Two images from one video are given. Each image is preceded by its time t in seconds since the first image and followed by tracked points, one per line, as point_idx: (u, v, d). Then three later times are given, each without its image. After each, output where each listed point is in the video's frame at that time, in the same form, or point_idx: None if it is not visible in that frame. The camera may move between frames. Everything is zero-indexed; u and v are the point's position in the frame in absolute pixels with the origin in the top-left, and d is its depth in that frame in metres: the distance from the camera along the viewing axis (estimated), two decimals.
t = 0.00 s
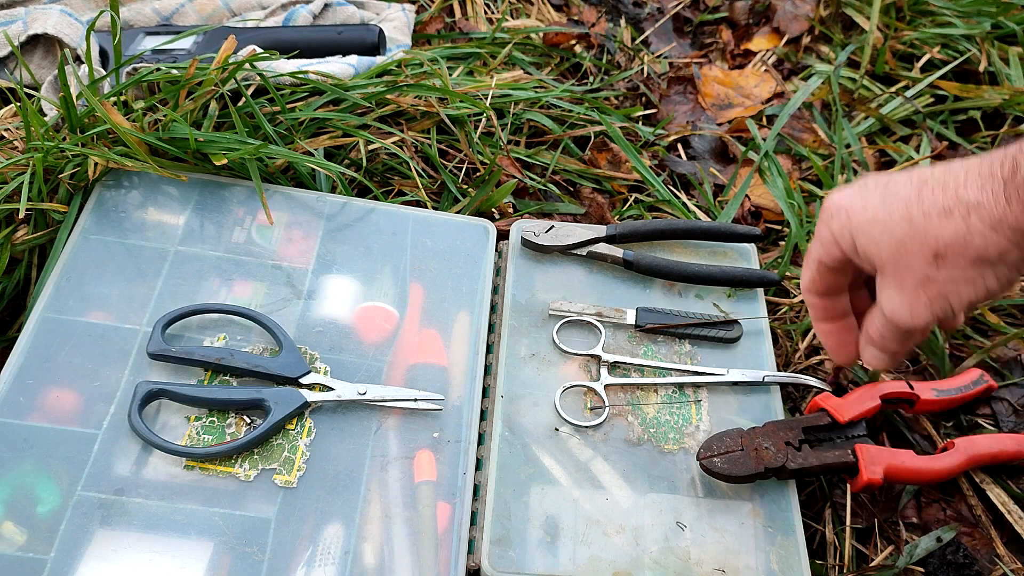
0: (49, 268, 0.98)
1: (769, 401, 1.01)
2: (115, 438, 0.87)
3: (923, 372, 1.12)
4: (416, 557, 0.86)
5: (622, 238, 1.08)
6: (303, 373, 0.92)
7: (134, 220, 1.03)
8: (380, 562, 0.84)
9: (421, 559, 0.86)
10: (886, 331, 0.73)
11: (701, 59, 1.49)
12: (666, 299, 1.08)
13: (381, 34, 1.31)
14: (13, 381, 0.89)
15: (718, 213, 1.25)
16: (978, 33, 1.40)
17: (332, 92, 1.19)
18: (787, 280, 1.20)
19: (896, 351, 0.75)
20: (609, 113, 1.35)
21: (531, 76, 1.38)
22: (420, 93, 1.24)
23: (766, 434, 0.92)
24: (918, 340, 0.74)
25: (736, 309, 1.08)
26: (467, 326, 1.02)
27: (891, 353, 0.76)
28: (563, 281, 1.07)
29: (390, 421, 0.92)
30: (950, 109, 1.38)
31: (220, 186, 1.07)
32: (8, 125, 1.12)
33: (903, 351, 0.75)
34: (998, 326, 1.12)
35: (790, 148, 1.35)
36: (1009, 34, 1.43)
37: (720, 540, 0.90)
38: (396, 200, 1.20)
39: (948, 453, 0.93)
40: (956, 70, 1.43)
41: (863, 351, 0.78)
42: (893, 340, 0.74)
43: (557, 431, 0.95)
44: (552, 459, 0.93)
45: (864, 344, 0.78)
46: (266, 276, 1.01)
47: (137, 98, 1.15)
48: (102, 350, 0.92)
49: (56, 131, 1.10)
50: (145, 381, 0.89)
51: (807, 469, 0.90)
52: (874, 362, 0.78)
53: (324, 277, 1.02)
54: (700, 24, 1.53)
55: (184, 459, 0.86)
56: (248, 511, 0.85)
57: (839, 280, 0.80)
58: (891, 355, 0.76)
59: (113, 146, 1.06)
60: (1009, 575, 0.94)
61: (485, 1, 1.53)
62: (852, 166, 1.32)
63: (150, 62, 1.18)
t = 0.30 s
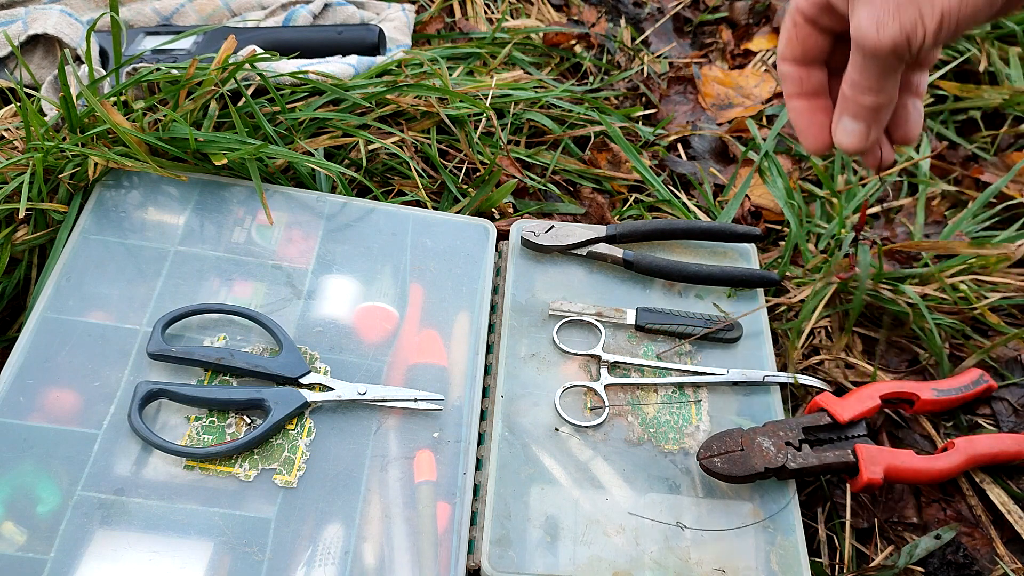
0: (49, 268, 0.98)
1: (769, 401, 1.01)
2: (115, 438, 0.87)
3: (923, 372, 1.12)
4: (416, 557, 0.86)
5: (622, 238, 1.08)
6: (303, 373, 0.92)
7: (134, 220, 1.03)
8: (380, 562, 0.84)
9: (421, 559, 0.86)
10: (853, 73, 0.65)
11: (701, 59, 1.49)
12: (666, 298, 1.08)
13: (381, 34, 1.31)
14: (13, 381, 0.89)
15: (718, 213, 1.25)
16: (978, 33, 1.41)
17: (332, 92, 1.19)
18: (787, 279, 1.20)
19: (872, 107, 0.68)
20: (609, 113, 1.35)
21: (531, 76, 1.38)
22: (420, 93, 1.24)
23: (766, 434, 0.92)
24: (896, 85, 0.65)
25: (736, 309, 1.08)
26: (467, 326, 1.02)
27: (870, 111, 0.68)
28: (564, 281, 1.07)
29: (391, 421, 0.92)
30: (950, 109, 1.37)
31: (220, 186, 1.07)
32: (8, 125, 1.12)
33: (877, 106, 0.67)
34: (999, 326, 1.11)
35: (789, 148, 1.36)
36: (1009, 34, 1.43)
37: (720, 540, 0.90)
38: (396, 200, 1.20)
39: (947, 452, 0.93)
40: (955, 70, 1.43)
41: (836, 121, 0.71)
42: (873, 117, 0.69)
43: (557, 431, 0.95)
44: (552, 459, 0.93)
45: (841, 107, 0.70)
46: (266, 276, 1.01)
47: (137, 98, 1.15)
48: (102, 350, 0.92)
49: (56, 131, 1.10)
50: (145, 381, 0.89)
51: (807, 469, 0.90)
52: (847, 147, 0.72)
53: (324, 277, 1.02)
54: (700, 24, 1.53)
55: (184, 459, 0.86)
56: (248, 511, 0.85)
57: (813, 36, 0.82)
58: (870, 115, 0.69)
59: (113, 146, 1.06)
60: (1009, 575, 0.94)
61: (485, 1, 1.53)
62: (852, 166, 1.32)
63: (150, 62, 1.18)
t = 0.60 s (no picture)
0: (49, 268, 0.98)
1: (769, 401, 1.01)
2: (116, 438, 0.87)
3: (923, 372, 1.12)
4: (416, 557, 0.86)
5: (622, 237, 1.08)
6: (303, 373, 0.92)
7: (134, 220, 1.03)
8: (380, 562, 0.84)
9: (421, 558, 0.86)
10: None
11: (701, 59, 1.49)
12: (666, 298, 1.08)
13: (381, 34, 1.31)
14: (13, 381, 0.89)
15: (718, 213, 1.25)
16: (978, 33, 1.41)
17: (332, 92, 1.19)
18: (787, 279, 1.20)
19: None
20: (609, 113, 1.35)
21: (531, 76, 1.38)
22: (420, 93, 1.24)
23: (766, 434, 0.92)
24: None
25: (736, 309, 1.08)
26: (468, 326, 1.02)
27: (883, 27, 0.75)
28: (564, 281, 1.07)
29: (391, 421, 0.92)
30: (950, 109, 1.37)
31: (220, 186, 1.07)
32: (8, 125, 1.12)
33: None
34: (999, 326, 1.11)
35: (789, 148, 1.36)
36: (1009, 34, 1.43)
37: (720, 540, 0.90)
38: (396, 200, 1.20)
39: (947, 452, 0.93)
40: (955, 70, 1.43)
41: None
42: None
43: (557, 431, 0.95)
44: (552, 459, 0.93)
45: None
46: (266, 276, 1.01)
47: (137, 98, 1.15)
48: (102, 350, 0.92)
49: (56, 131, 1.10)
50: (145, 381, 0.89)
51: (807, 469, 0.90)
52: None
53: (324, 277, 1.02)
54: (700, 24, 1.53)
55: (184, 459, 0.86)
56: (248, 511, 0.85)
57: None
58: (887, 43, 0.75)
59: (113, 146, 1.06)
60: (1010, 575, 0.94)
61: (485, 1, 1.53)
62: (852, 166, 1.32)
63: (150, 62, 1.18)
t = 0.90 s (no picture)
0: (49, 267, 0.98)
1: (769, 401, 1.01)
2: (116, 439, 0.87)
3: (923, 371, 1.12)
4: (416, 557, 0.86)
5: (622, 237, 1.08)
6: (303, 373, 0.92)
7: (134, 220, 1.03)
8: (380, 562, 0.84)
9: (421, 558, 0.86)
10: None
11: (701, 59, 1.49)
12: (667, 298, 1.08)
13: (381, 34, 1.31)
14: (14, 382, 0.89)
15: (718, 213, 1.25)
16: (978, 33, 1.41)
17: (332, 92, 1.19)
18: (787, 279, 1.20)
19: None
20: (609, 113, 1.35)
21: (531, 76, 1.38)
22: (420, 93, 1.24)
23: (766, 434, 0.92)
24: None
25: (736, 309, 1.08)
26: (468, 326, 1.02)
27: None
28: (564, 281, 1.07)
29: (391, 421, 0.92)
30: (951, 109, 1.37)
31: (220, 185, 1.07)
32: (8, 125, 1.12)
33: None
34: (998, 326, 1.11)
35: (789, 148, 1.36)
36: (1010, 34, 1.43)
37: (720, 540, 0.90)
38: (396, 200, 1.20)
39: (948, 452, 0.93)
40: (955, 70, 1.44)
41: None
42: None
43: (557, 431, 0.95)
44: (552, 459, 0.93)
45: None
46: (266, 276, 1.01)
47: (137, 98, 1.15)
48: (102, 350, 0.92)
49: (56, 131, 1.10)
50: (145, 381, 0.89)
51: (807, 469, 0.90)
52: None
53: (324, 277, 1.02)
54: (700, 24, 1.54)
55: (184, 459, 0.86)
56: (248, 512, 0.85)
57: None
58: None
59: (113, 146, 1.06)
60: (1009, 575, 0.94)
61: (485, 1, 1.53)
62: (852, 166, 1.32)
63: (150, 62, 1.18)
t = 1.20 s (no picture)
0: (49, 267, 0.98)
1: (769, 401, 1.01)
2: (116, 439, 0.87)
3: (923, 371, 1.12)
4: (416, 557, 0.86)
5: (622, 237, 1.08)
6: (303, 373, 0.92)
7: (134, 220, 1.03)
8: (380, 562, 0.84)
9: (421, 558, 0.86)
10: None
11: (701, 59, 1.49)
12: (667, 298, 1.08)
13: (381, 34, 1.31)
14: (13, 381, 0.89)
15: (718, 213, 1.25)
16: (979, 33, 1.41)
17: (332, 92, 1.19)
18: (787, 279, 1.20)
19: None
20: (609, 113, 1.35)
21: (531, 76, 1.38)
22: (420, 93, 1.24)
23: (766, 434, 0.92)
24: None
25: (736, 309, 1.08)
26: (468, 326, 1.02)
27: None
28: (564, 281, 1.07)
29: (391, 421, 0.92)
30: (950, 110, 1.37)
31: (220, 186, 1.07)
32: (8, 125, 1.12)
33: None
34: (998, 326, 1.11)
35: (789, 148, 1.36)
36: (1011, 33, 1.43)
37: (719, 540, 0.90)
38: (396, 200, 1.20)
39: (948, 452, 0.93)
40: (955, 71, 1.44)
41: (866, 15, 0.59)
42: None
43: (557, 431, 0.95)
44: (552, 459, 0.93)
45: None
46: (266, 276, 1.01)
47: (137, 98, 1.15)
48: (103, 350, 0.92)
49: (56, 131, 1.10)
50: (145, 381, 0.89)
51: (807, 469, 0.90)
52: None
53: (324, 277, 1.02)
54: (700, 24, 1.54)
55: (184, 459, 0.86)
56: (248, 512, 0.85)
57: None
58: None
59: (113, 146, 1.06)
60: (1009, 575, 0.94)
61: (485, 1, 1.53)
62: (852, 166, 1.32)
63: (150, 62, 1.18)
